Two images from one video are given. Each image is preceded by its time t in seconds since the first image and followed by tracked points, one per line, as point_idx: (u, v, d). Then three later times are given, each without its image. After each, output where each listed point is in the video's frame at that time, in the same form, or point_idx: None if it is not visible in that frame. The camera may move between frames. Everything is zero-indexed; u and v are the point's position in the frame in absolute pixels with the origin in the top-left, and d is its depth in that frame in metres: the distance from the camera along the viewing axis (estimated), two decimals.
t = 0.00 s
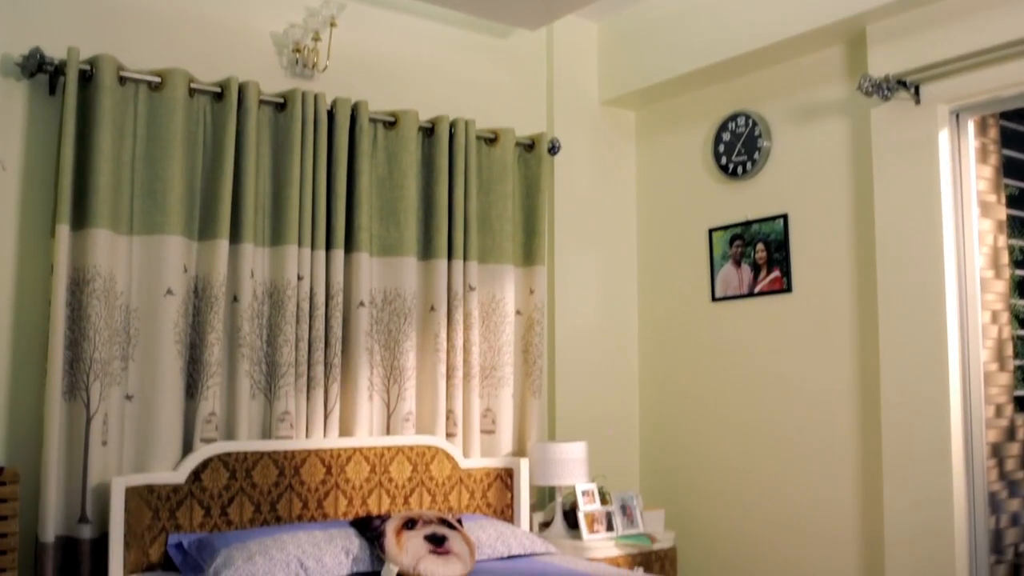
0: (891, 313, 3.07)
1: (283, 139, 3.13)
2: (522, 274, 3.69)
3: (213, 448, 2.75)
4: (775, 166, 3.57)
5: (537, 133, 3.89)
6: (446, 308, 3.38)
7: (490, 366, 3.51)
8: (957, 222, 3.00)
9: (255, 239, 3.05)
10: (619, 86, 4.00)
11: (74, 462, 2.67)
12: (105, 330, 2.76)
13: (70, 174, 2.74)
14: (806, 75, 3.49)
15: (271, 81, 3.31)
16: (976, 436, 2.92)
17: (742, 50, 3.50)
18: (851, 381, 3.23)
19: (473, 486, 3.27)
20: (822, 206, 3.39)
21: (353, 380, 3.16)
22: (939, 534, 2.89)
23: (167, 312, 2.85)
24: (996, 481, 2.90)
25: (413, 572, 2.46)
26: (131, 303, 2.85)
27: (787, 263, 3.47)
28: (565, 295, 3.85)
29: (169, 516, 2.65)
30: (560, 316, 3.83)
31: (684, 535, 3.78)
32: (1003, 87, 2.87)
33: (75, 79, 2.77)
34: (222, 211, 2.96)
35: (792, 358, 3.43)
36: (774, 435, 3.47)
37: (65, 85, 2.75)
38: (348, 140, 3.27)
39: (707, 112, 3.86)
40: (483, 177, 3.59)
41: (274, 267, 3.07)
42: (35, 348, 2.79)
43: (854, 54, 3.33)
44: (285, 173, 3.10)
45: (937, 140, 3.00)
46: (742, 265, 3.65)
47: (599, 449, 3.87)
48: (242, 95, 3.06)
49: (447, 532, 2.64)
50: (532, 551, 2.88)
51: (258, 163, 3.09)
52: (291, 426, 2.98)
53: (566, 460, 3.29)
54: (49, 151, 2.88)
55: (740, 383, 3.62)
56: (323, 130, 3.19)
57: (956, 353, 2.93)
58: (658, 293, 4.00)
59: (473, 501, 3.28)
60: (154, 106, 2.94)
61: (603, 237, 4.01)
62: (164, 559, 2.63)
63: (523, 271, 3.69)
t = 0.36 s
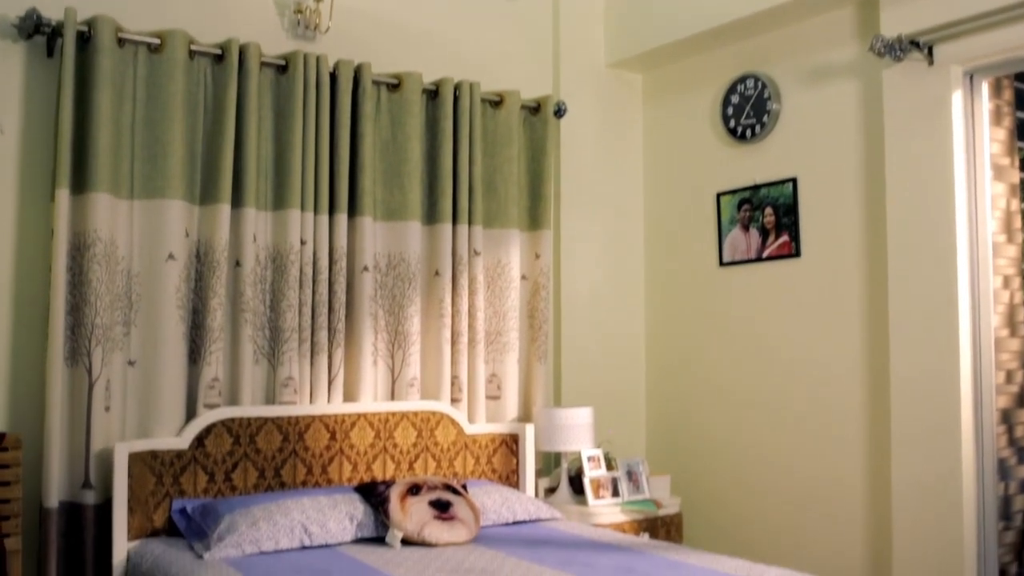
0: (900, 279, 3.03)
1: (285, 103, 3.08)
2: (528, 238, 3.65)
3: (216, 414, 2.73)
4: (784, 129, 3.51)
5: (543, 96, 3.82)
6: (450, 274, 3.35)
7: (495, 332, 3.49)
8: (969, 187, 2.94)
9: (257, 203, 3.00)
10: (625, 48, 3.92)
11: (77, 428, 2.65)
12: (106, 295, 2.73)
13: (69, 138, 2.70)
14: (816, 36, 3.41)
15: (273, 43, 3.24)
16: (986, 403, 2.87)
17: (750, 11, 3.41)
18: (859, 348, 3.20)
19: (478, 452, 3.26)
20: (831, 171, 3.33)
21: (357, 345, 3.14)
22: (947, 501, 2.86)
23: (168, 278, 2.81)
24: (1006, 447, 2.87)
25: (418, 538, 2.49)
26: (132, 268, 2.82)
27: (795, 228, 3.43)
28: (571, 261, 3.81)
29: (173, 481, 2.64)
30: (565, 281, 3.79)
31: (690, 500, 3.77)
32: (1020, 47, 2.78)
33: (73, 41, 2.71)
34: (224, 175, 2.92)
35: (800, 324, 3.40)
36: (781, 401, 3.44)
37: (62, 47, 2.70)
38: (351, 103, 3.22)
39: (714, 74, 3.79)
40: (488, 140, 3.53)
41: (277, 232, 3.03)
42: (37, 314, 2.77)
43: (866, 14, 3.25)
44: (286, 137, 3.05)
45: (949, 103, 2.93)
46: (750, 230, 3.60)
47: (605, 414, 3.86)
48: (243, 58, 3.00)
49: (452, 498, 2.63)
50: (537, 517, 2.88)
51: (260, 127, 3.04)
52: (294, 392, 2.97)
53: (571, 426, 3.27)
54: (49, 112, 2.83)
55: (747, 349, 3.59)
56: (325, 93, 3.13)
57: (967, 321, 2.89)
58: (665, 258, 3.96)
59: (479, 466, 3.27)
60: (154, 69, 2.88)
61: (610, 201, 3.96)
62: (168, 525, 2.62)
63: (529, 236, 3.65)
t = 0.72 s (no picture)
0: (907, 243, 2.98)
1: (283, 63, 3.02)
2: (530, 201, 3.60)
3: (214, 378, 2.71)
4: (791, 90, 3.44)
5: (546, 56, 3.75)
6: (452, 237, 3.31)
7: (497, 295, 3.45)
8: (979, 148, 2.89)
9: (255, 165, 2.96)
10: (629, 7, 3.83)
11: (75, 392, 2.63)
12: (103, 259, 2.69)
13: (63, 100, 2.65)
14: None
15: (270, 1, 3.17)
16: (992, 368, 2.85)
17: None
18: (865, 312, 3.16)
19: (480, 416, 3.24)
20: (838, 132, 3.27)
21: (358, 309, 3.11)
22: (952, 466, 2.83)
23: (166, 241, 2.78)
24: (1012, 413, 2.85)
25: (418, 502, 2.48)
26: (130, 231, 2.78)
27: (801, 190, 3.37)
28: (573, 224, 3.77)
29: (172, 446, 2.62)
30: (568, 245, 3.75)
31: (692, 465, 3.76)
32: None
33: None
34: (221, 136, 2.87)
35: (805, 288, 3.36)
36: (786, 366, 3.41)
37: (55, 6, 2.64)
38: (350, 64, 3.15)
39: (720, 34, 3.71)
40: (490, 101, 3.47)
41: (276, 194, 2.99)
42: (34, 278, 2.74)
43: None
44: (284, 98, 2.99)
45: (961, 62, 2.86)
46: (755, 192, 3.55)
47: (608, 378, 3.84)
48: (240, 16, 2.94)
49: (452, 462, 2.62)
50: (539, 482, 2.86)
51: (258, 87, 2.99)
52: (294, 355, 2.95)
53: (573, 390, 3.25)
54: (42, 71, 2.77)
55: (751, 313, 3.56)
56: (324, 54, 3.07)
57: (974, 285, 2.85)
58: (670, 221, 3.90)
59: (480, 430, 3.25)
60: (149, 29, 2.81)
61: (613, 164, 3.91)
62: (168, 489, 2.61)
63: (531, 198, 3.60)
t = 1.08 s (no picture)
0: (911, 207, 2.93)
1: (277, 22, 2.95)
2: (529, 165, 3.55)
3: (209, 343, 2.68)
4: (795, 52, 3.37)
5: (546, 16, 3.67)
6: (450, 200, 3.26)
7: (496, 260, 3.41)
8: (986, 111, 2.84)
9: (250, 127, 2.90)
10: None
11: (69, 357, 2.59)
12: (96, 223, 2.65)
13: (52, 60, 2.59)
14: None
15: None
16: (996, 333, 2.84)
17: None
18: (868, 277, 3.12)
19: (479, 381, 3.22)
20: (843, 94, 3.21)
21: (355, 273, 3.07)
22: (954, 432, 2.81)
23: (159, 204, 2.73)
24: (1015, 378, 2.84)
25: (416, 468, 2.46)
26: (122, 195, 2.73)
27: (805, 152, 3.32)
28: (573, 188, 3.71)
29: (168, 411, 2.60)
30: (567, 209, 3.70)
31: (692, 430, 3.75)
32: None
33: None
34: (215, 97, 2.81)
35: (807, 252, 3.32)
36: (787, 331, 3.38)
37: None
38: (346, 24, 3.08)
39: None
40: (488, 62, 3.40)
41: (271, 157, 2.94)
42: (25, 242, 2.69)
43: None
44: (279, 58, 2.93)
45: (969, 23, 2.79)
46: (758, 155, 3.49)
47: (608, 343, 3.82)
48: None
49: (450, 428, 2.60)
50: (538, 447, 2.85)
51: (251, 48, 2.92)
52: (291, 320, 2.92)
53: (572, 355, 3.22)
54: (29, 30, 2.71)
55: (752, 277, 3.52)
56: (319, 13, 3.00)
57: (980, 250, 2.81)
58: (670, 185, 3.86)
59: (479, 395, 3.23)
60: None
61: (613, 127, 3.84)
62: (164, 455, 2.59)
63: (530, 161, 3.55)
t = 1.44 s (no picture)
0: (914, 171, 2.89)
1: None
2: (527, 128, 3.49)
3: (202, 310, 2.64)
4: (798, 13, 3.30)
5: None
6: (447, 164, 3.21)
7: (494, 225, 3.37)
8: (993, 73, 2.79)
9: (243, 90, 2.84)
10: None
11: (61, 323, 2.55)
12: (87, 187, 2.59)
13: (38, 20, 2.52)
14: None
15: None
16: (999, 298, 2.81)
17: None
18: (870, 243, 3.08)
19: (476, 347, 3.19)
20: (847, 56, 3.14)
21: (350, 238, 3.03)
22: (955, 399, 2.79)
23: (151, 168, 2.68)
24: (1018, 345, 2.80)
25: (413, 436, 2.44)
26: (113, 158, 2.67)
27: (807, 116, 3.26)
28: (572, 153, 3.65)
29: (161, 378, 2.58)
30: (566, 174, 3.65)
31: (691, 396, 3.72)
32: None
33: None
34: (207, 59, 2.75)
35: (809, 217, 3.27)
36: (787, 297, 3.35)
37: None
38: None
39: None
40: (485, 23, 3.33)
41: (264, 120, 2.88)
42: (14, 207, 2.65)
43: None
44: (271, 19, 2.86)
45: None
46: (759, 119, 3.43)
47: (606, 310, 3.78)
48: None
49: (447, 395, 2.57)
50: (535, 414, 2.83)
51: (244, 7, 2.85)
52: (286, 286, 2.88)
53: (571, 321, 3.19)
54: None
55: (752, 243, 3.47)
56: None
57: (983, 215, 2.78)
58: (676, 151, 3.77)
59: (477, 362, 3.20)
60: None
61: (614, 90, 3.77)
62: (158, 422, 2.57)
63: (528, 125, 3.49)
